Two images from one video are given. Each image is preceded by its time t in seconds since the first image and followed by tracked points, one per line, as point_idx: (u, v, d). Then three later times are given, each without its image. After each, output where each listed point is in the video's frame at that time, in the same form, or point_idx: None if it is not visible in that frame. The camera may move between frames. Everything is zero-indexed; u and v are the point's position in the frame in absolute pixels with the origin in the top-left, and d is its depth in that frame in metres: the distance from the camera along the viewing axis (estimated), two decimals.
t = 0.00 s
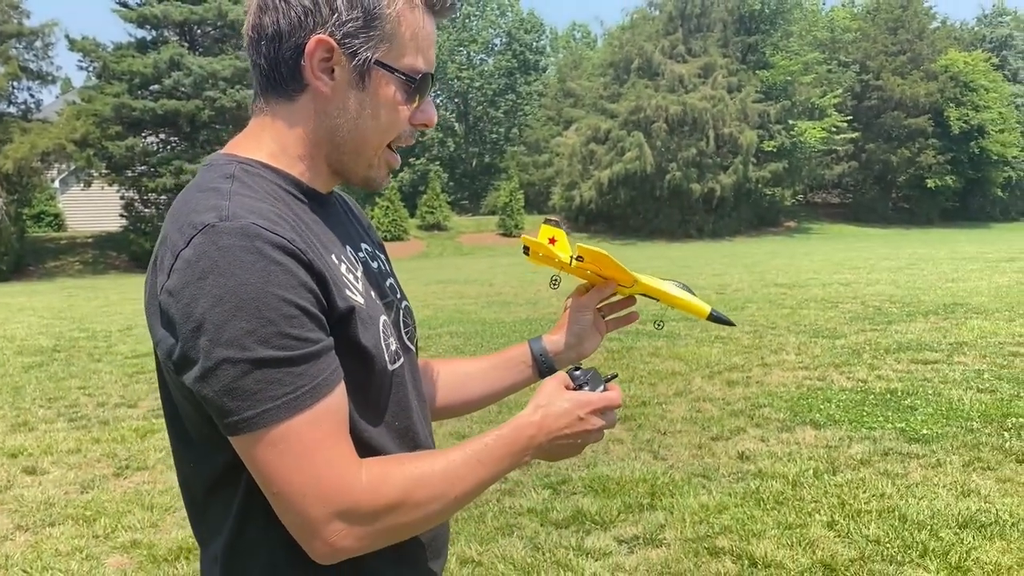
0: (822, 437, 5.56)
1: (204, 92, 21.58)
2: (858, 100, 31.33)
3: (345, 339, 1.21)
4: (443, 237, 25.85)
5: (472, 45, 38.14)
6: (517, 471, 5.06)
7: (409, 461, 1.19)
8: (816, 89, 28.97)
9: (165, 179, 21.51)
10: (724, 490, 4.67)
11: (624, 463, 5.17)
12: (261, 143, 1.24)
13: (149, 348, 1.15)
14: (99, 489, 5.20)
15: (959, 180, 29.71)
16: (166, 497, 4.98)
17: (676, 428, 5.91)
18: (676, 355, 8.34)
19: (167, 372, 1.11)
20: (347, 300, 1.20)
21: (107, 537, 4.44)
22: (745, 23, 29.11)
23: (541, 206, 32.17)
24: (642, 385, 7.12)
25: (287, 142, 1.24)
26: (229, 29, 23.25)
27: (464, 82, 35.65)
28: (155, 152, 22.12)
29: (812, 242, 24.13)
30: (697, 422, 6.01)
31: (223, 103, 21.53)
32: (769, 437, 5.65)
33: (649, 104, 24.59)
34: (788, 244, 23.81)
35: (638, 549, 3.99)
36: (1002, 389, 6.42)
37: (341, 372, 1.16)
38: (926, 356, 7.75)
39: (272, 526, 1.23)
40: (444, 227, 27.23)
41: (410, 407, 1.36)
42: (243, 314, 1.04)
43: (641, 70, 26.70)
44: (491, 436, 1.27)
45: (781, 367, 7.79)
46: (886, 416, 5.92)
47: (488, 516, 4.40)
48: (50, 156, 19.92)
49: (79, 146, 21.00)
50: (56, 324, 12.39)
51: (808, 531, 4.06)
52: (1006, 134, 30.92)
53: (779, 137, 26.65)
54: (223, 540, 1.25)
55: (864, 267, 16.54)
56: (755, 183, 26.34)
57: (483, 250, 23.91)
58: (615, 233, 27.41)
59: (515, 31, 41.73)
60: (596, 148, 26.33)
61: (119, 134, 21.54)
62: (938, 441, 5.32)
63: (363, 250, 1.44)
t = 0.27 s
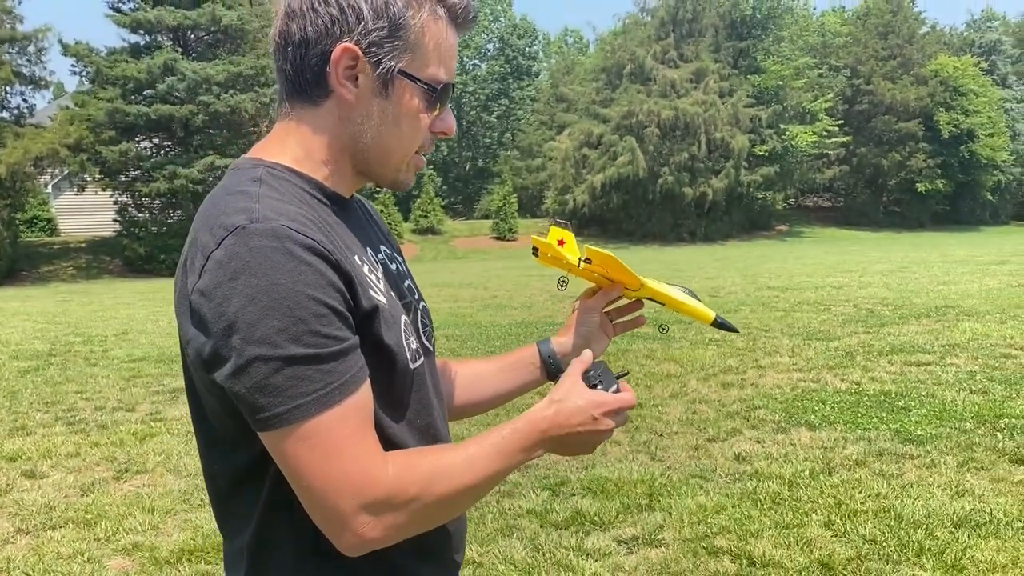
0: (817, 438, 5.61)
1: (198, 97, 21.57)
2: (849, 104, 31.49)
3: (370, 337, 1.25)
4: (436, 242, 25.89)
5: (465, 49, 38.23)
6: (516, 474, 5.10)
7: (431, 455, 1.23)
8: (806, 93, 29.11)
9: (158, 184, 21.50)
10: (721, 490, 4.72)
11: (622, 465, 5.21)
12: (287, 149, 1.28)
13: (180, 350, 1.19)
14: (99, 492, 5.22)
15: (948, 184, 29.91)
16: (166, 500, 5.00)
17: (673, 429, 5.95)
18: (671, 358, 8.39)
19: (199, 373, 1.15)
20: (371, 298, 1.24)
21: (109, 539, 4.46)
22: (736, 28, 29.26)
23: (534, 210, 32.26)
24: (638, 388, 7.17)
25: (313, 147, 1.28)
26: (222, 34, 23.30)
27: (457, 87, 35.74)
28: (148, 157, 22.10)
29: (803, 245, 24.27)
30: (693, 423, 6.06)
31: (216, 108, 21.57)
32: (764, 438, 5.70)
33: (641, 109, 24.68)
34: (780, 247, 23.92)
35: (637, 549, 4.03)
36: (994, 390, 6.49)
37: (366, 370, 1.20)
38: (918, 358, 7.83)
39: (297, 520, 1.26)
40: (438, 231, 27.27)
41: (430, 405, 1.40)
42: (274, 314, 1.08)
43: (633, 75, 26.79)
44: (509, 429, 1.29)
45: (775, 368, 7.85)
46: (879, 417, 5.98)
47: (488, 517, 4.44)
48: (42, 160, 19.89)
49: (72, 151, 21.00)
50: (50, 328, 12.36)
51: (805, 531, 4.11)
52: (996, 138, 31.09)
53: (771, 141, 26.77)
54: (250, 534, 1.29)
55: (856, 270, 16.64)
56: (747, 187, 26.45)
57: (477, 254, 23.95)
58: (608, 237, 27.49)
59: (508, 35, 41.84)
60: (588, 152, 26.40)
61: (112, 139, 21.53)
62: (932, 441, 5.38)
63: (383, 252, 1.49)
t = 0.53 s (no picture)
0: (817, 441, 5.63)
1: (189, 102, 21.50)
2: (839, 108, 31.60)
3: (417, 335, 1.25)
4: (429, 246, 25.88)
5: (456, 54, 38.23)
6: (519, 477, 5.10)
7: (475, 457, 1.23)
8: (797, 97, 29.20)
9: (150, 189, 21.40)
10: (724, 494, 4.73)
11: (624, 468, 5.21)
12: (328, 149, 1.30)
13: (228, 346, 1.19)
14: (99, 498, 5.19)
15: (938, 188, 30.04)
16: (168, 505, 4.98)
17: (673, 433, 5.96)
18: (669, 361, 8.41)
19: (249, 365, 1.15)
20: (418, 297, 1.24)
21: (111, 546, 4.44)
22: (726, 32, 29.36)
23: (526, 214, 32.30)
24: (637, 391, 7.18)
25: (353, 151, 1.30)
26: (214, 39, 23.26)
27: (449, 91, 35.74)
28: (140, 162, 21.99)
29: (794, 249, 24.37)
30: (694, 426, 6.07)
31: (207, 113, 21.52)
32: (765, 441, 5.72)
33: (633, 113, 24.72)
34: (772, 251, 23.99)
35: (642, 552, 4.04)
36: (992, 393, 6.52)
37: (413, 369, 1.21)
38: (915, 361, 7.86)
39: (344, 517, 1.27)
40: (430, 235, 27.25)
41: (470, 405, 1.41)
42: (331, 310, 1.09)
43: (625, 79, 26.81)
44: (540, 435, 1.29)
45: (772, 371, 7.87)
46: (879, 420, 6.00)
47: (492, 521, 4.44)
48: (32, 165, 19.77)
49: (63, 156, 20.89)
50: (42, 334, 12.29)
51: (810, 533, 4.13)
52: (985, 141, 31.26)
53: (762, 145, 26.85)
54: (293, 532, 1.29)
55: (849, 273, 16.71)
56: (738, 191, 26.53)
57: (470, 257, 23.96)
58: (600, 240, 27.53)
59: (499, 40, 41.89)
60: (581, 157, 26.43)
61: (103, 144, 21.41)
62: (932, 443, 5.41)
63: (420, 253, 1.49)
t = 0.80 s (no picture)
0: (814, 441, 5.67)
1: (177, 105, 21.39)
2: (827, 111, 31.72)
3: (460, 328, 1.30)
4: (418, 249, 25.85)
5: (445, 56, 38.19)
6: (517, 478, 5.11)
7: (517, 444, 1.27)
8: (785, 100, 29.28)
9: (137, 193, 21.25)
10: (724, 494, 4.75)
11: (623, 469, 5.23)
12: (366, 150, 1.35)
13: (281, 337, 1.22)
14: (97, 502, 5.17)
15: (925, 190, 30.22)
16: (167, 508, 4.97)
17: (670, 434, 5.99)
18: (663, 363, 8.43)
19: (304, 357, 1.18)
20: (461, 290, 1.28)
21: (111, 549, 4.42)
22: (714, 35, 29.42)
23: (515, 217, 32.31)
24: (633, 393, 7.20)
25: (391, 151, 1.36)
26: (202, 42, 23.15)
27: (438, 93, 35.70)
28: (128, 165, 21.84)
29: (783, 251, 24.46)
30: (690, 427, 6.10)
31: (196, 116, 21.42)
32: (762, 442, 5.75)
33: (622, 116, 24.75)
34: (762, 253, 24.08)
35: (644, 552, 4.06)
36: (985, 393, 6.58)
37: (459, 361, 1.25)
38: (908, 362, 7.91)
39: (394, 502, 1.31)
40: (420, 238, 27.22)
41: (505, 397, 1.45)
42: (389, 303, 1.13)
43: (614, 83, 26.83)
44: (569, 427, 1.33)
45: (766, 373, 7.90)
46: (875, 420, 6.05)
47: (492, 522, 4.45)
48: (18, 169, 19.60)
49: (49, 160, 20.74)
50: (32, 339, 12.20)
51: (809, 533, 4.15)
52: (971, 144, 31.47)
53: (750, 148, 26.94)
54: (340, 517, 1.34)
55: (839, 275, 16.79)
56: (727, 194, 26.62)
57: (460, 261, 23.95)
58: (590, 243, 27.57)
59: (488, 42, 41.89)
60: (570, 160, 26.45)
61: (90, 148, 21.25)
62: (927, 443, 5.45)
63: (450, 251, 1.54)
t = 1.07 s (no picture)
0: (807, 442, 5.71)
1: (164, 109, 21.27)
2: (814, 115, 31.87)
3: (486, 325, 1.33)
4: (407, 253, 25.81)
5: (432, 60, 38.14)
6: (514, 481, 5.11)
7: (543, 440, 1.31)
8: (772, 104, 29.41)
9: (124, 197, 21.11)
10: (720, 495, 4.77)
11: (618, 471, 5.24)
12: (387, 151, 1.36)
13: (313, 334, 1.24)
14: (91, 507, 5.14)
15: (910, 194, 30.44)
16: (161, 513, 4.94)
17: (664, 436, 6.01)
18: (655, 366, 8.45)
19: (337, 354, 1.20)
20: (486, 288, 1.32)
21: (107, 555, 4.40)
22: (701, 40, 29.54)
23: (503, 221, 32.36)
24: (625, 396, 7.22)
25: (413, 153, 1.37)
26: (189, 45, 23.07)
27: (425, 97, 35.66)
28: (114, 169, 21.69)
29: (770, 254, 24.57)
30: (684, 429, 6.12)
31: (183, 119, 21.33)
32: (755, 443, 5.78)
33: (610, 120, 24.80)
34: (750, 257, 24.17)
35: (642, 554, 4.07)
36: (974, 394, 6.63)
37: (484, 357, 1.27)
38: (898, 364, 7.97)
39: (423, 497, 1.34)
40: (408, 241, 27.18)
41: (523, 393, 1.48)
42: (422, 300, 1.16)
43: (602, 87, 26.87)
44: (587, 423, 1.40)
45: (758, 375, 7.93)
46: (866, 421, 6.09)
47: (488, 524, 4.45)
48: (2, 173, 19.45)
49: (34, 164, 20.60)
50: (18, 344, 12.10)
51: (806, 533, 4.18)
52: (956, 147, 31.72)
53: (738, 152, 27.05)
54: (370, 513, 1.37)
55: (827, 278, 16.89)
56: (715, 198, 26.72)
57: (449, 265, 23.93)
58: (578, 246, 27.62)
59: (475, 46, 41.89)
60: (559, 164, 26.48)
61: (76, 152, 21.08)
62: (919, 444, 5.50)
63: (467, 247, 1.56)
